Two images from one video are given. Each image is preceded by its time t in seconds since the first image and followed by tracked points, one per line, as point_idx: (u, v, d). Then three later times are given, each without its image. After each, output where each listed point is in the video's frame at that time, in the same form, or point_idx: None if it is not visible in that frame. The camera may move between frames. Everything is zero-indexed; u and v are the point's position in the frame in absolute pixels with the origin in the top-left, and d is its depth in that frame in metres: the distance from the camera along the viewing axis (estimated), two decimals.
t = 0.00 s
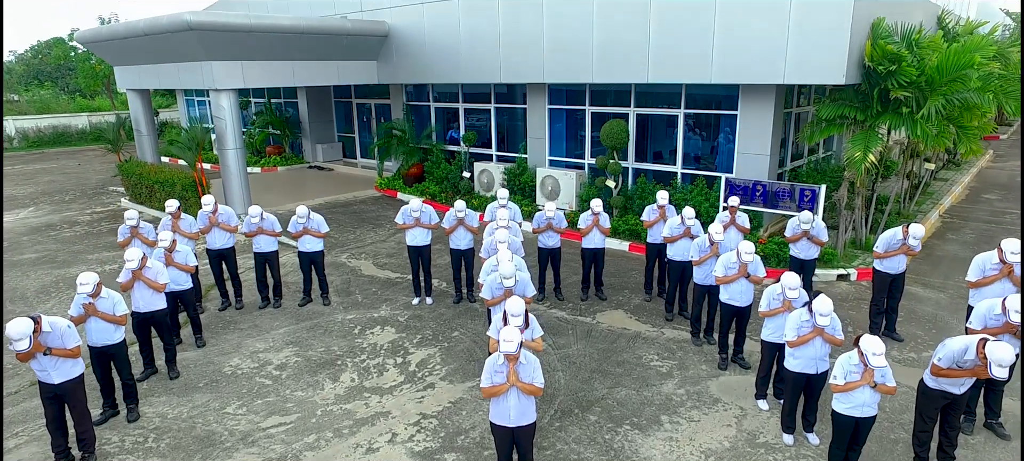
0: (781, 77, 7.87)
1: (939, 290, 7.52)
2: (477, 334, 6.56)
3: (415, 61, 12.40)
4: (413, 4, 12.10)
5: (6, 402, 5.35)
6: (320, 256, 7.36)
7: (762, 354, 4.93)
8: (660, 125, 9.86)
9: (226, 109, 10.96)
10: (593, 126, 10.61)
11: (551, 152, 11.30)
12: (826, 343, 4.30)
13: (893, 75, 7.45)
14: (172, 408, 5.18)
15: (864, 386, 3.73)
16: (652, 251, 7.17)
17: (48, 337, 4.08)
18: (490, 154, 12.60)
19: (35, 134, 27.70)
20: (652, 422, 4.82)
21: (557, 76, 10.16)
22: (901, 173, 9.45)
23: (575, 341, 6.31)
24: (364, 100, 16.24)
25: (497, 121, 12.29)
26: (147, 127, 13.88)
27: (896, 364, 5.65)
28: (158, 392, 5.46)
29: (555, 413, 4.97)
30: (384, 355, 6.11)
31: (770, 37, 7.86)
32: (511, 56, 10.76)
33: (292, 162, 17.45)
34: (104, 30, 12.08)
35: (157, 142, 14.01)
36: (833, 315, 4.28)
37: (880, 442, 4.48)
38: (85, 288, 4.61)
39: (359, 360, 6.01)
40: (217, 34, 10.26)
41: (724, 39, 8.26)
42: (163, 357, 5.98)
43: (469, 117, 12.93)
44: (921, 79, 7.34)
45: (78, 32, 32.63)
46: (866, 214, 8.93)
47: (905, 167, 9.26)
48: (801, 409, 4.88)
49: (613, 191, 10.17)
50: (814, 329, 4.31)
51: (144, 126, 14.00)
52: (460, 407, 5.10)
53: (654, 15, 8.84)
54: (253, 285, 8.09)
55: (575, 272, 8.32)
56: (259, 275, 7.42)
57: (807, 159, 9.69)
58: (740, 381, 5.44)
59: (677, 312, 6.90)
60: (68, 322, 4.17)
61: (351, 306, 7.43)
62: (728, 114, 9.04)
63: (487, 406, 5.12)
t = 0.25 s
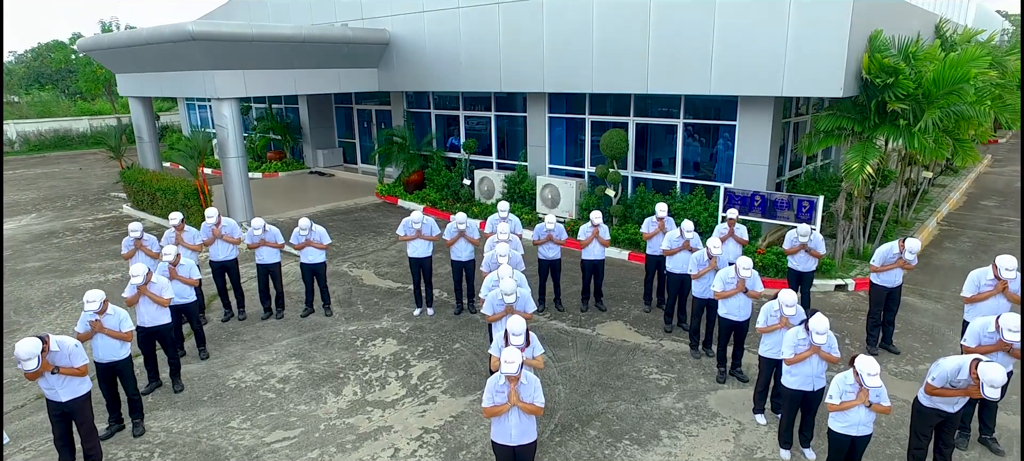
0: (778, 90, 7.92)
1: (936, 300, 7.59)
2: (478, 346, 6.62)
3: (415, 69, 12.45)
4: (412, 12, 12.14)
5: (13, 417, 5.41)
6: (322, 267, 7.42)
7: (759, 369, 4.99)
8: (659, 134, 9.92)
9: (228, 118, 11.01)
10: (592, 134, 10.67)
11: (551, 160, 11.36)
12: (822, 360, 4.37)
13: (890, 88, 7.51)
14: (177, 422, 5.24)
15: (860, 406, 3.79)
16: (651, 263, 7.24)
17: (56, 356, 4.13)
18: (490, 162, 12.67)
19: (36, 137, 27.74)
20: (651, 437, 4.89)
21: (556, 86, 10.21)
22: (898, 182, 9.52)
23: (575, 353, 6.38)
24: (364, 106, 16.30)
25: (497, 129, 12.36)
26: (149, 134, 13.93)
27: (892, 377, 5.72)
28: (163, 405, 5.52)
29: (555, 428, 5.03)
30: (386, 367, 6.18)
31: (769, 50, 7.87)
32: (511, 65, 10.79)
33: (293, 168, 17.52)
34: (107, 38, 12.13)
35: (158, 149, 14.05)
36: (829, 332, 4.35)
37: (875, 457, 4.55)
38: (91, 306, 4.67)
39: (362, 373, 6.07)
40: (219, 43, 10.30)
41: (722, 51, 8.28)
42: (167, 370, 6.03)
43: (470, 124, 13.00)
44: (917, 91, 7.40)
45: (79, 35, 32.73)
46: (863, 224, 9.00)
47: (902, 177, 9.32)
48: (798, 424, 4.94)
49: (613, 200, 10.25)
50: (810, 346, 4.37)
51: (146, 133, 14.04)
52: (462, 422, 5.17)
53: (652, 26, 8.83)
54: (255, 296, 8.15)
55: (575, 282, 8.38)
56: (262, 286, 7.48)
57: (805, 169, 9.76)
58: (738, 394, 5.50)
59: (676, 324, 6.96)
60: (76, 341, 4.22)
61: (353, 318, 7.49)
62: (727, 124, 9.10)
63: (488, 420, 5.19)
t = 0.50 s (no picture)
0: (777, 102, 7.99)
1: (933, 310, 7.66)
2: (479, 357, 6.70)
3: (416, 77, 12.52)
4: (413, 19, 12.21)
5: (20, 430, 5.48)
6: (324, 278, 7.49)
7: (757, 382, 5.07)
8: (658, 143, 10.00)
9: (230, 127, 11.09)
10: (592, 143, 10.74)
11: (551, 168, 11.44)
12: (818, 376, 4.44)
13: (886, 100, 7.60)
14: (182, 435, 5.31)
15: (855, 423, 3.88)
16: (650, 273, 7.32)
17: (65, 374, 4.20)
18: (491, 169, 12.75)
19: (38, 141, 27.82)
20: (650, 450, 4.96)
21: (556, 95, 10.28)
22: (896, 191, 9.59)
23: (576, 364, 6.45)
24: (365, 112, 16.37)
25: (498, 137, 12.43)
26: (151, 141, 13.99)
27: (888, 389, 5.79)
28: (169, 418, 5.60)
29: (556, 441, 5.10)
30: (388, 379, 6.25)
31: (767, 61, 7.97)
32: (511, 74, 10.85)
33: (294, 173, 17.61)
34: (110, 47, 12.21)
35: (161, 156, 14.11)
36: (825, 349, 4.41)
37: None
38: (99, 322, 4.74)
39: (364, 385, 6.14)
40: (223, 52, 10.38)
41: (721, 63, 8.35)
42: (173, 382, 6.11)
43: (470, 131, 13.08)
44: (914, 103, 7.48)
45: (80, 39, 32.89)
46: (861, 233, 9.08)
47: (900, 186, 9.39)
48: (795, 437, 5.01)
49: (613, 208, 10.33)
50: (806, 362, 4.44)
51: (148, 140, 14.11)
52: (464, 435, 5.24)
53: (652, 37, 8.93)
54: (258, 305, 8.23)
55: (575, 291, 8.45)
56: (265, 296, 7.55)
57: (803, 177, 9.84)
58: (736, 406, 5.58)
59: (675, 334, 7.04)
60: (84, 358, 4.29)
61: (355, 328, 7.56)
62: (725, 134, 9.19)
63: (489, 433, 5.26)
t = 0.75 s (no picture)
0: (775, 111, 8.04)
1: (929, 317, 7.72)
2: (481, 365, 6.77)
3: (417, 82, 12.57)
4: (414, 25, 12.26)
5: (28, 439, 5.55)
6: (327, 286, 7.57)
7: (754, 393, 5.14)
8: (658, 149, 10.07)
9: (232, 133, 11.15)
10: (592, 149, 10.81)
11: (551, 173, 11.51)
12: (815, 389, 4.51)
13: (884, 109, 7.65)
14: (188, 445, 5.39)
15: (850, 437, 3.95)
16: (649, 281, 7.40)
17: (74, 388, 4.27)
18: (491, 174, 12.82)
19: (39, 142, 27.86)
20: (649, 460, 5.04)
21: (556, 102, 10.32)
22: (893, 197, 9.66)
23: (576, 373, 6.53)
24: (366, 115, 16.42)
25: (498, 141, 12.49)
26: (153, 145, 14.02)
27: (884, 398, 5.86)
28: (174, 427, 5.67)
29: (556, 451, 5.18)
30: (390, 388, 6.33)
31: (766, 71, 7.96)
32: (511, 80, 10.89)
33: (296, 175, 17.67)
34: (111, 52, 12.25)
35: (163, 160, 14.16)
36: (821, 362, 4.48)
37: None
38: (106, 335, 4.81)
39: (367, 394, 6.21)
40: (224, 59, 10.42)
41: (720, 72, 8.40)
42: (178, 391, 6.18)
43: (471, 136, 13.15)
44: (912, 112, 7.53)
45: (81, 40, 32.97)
46: (859, 240, 9.15)
47: (897, 192, 9.46)
48: (792, 447, 5.09)
49: (613, 214, 10.41)
50: (803, 375, 4.51)
51: (150, 144, 14.14)
52: (465, 445, 5.31)
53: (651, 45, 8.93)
54: (261, 312, 8.30)
55: (575, 298, 8.53)
56: (268, 304, 7.63)
57: (802, 184, 9.90)
58: (734, 416, 5.65)
59: (674, 342, 7.12)
60: (93, 372, 4.36)
61: (357, 335, 7.64)
62: (724, 141, 9.25)
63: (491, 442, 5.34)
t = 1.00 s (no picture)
0: (774, 115, 8.08)
1: (926, 321, 7.79)
2: (481, 369, 6.85)
3: (417, 83, 12.60)
4: (414, 26, 12.28)
5: (36, 445, 5.63)
6: (329, 290, 7.64)
7: (752, 400, 5.21)
8: (657, 151, 10.12)
9: (233, 134, 11.18)
10: (592, 151, 10.85)
11: (551, 174, 11.56)
12: (811, 398, 4.58)
13: (883, 114, 7.68)
14: (193, 450, 5.47)
15: (844, 446, 4.02)
16: (649, 286, 7.46)
17: (82, 398, 4.34)
18: (491, 174, 12.87)
19: (39, 139, 27.87)
20: None
21: (556, 104, 10.34)
22: (891, 200, 9.71)
23: (575, 377, 6.61)
24: (366, 114, 16.44)
25: (498, 142, 12.54)
26: (154, 145, 14.03)
27: (880, 403, 5.94)
28: (180, 432, 5.75)
29: (556, 456, 5.26)
30: (393, 392, 6.40)
31: (765, 76, 8.00)
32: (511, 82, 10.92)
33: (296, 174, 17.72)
34: (112, 52, 12.27)
35: (164, 160, 14.16)
36: (817, 371, 4.55)
37: None
38: (112, 344, 4.87)
39: (369, 399, 6.29)
40: (226, 62, 10.46)
41: (719, 76, 8.43)
42: (182, 396, 6.26)
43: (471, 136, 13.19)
44: (910, 117, 7.56)
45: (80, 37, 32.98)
46: (857, 242, 9.22)
47: (895, 195, 9.51)
48: (788, 453, 5.16)
49: (613, 216, 10.47)
50: (799, 384, 4.58)
51: (151, 144, 14.15)
52: (467, 450, 5.39)
53: (650, 48, 8.97)
54: (263, 315, 8.37)
55: (575, 300, 8.60)
56: (271, 308, 7.70)
57: (801, 186, 9.95)
58: (732, 421, 5.73)
59: (673, 346, 7.19)
60: (101, 382, 4.44)
61: (359, 339, 7.71)
62: (723, 144, 9.30)
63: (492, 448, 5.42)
